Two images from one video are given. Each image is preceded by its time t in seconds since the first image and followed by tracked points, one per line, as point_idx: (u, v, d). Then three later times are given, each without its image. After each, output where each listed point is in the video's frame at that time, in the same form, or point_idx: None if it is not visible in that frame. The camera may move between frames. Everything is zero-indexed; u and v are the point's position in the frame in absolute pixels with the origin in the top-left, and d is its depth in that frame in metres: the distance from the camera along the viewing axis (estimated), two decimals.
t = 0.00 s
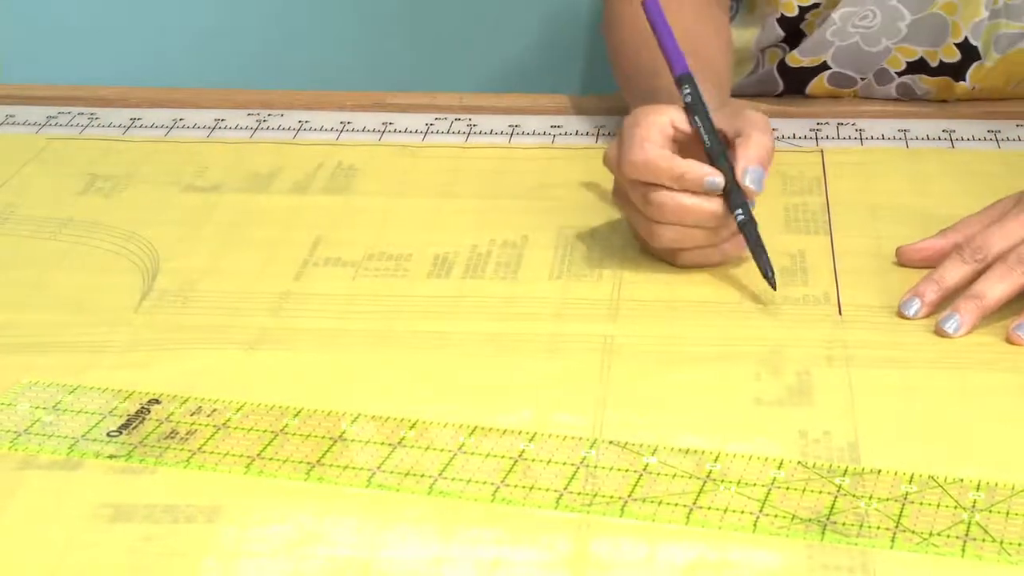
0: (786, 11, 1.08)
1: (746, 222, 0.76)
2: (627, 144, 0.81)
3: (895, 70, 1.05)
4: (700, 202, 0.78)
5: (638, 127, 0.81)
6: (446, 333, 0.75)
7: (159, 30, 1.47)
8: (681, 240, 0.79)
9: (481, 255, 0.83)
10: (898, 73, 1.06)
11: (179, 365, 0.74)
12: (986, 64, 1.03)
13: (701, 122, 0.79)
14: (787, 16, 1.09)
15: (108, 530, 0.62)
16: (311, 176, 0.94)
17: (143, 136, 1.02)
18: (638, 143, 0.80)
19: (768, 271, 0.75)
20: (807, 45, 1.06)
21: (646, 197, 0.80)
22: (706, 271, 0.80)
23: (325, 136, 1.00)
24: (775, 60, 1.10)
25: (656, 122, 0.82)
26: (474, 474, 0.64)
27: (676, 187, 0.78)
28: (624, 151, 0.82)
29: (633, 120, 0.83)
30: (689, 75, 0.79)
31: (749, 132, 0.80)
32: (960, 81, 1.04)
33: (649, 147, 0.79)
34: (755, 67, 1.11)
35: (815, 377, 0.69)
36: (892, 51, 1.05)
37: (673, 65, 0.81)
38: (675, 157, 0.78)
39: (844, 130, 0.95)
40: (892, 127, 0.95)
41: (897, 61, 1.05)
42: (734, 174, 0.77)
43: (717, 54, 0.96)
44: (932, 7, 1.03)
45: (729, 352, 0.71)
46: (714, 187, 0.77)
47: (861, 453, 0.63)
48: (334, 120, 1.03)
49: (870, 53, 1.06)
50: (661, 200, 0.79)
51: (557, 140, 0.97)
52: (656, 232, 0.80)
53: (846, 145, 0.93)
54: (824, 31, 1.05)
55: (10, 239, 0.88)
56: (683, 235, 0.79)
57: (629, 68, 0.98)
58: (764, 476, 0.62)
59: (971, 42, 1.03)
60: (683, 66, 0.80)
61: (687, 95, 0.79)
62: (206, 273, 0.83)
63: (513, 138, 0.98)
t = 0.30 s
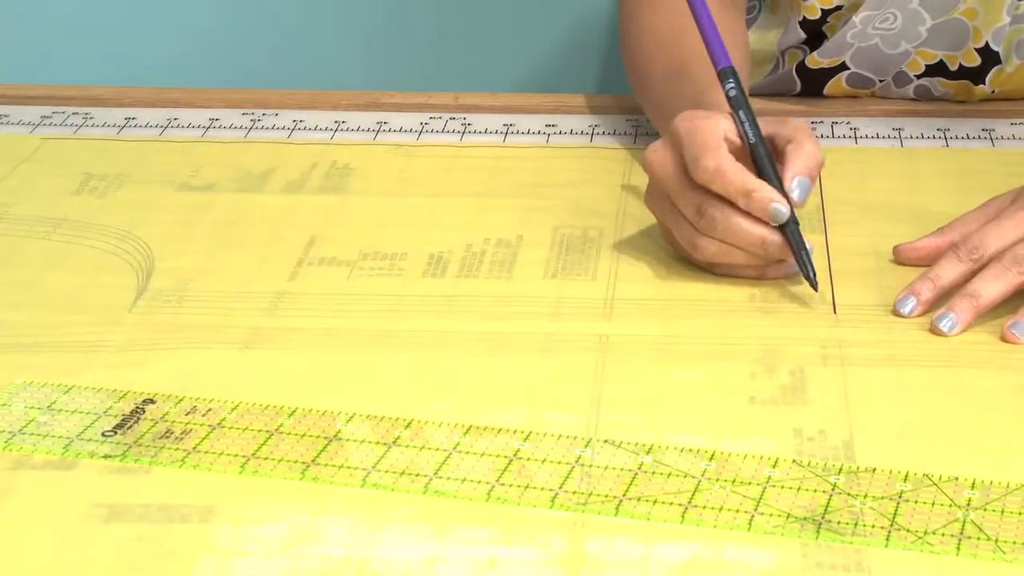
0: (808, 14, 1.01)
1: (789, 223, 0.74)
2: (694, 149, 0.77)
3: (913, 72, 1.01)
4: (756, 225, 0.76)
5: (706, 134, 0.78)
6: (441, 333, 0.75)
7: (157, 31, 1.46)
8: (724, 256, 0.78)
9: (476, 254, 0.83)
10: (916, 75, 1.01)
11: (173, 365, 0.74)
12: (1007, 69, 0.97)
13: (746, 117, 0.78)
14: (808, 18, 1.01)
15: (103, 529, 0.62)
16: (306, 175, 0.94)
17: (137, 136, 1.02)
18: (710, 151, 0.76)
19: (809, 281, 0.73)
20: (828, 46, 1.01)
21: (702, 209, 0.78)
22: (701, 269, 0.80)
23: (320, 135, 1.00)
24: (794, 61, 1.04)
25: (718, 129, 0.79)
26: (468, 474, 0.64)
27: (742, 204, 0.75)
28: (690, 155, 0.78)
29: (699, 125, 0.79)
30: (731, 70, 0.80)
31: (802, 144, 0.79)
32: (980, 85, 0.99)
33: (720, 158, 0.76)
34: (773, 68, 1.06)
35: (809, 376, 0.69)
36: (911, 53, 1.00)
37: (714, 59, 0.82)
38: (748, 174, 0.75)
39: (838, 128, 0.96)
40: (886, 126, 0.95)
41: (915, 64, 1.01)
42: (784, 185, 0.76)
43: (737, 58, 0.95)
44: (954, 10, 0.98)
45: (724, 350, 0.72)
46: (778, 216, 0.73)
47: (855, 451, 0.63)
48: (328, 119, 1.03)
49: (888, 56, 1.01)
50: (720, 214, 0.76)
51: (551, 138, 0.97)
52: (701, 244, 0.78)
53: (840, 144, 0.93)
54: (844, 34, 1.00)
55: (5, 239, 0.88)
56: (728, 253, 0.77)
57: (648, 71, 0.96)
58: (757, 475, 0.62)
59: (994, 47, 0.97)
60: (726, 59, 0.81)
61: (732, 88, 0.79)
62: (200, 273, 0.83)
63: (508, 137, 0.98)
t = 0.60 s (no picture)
0: (814, 16, 1.00)
1: (799, 230, 0.74)
2: (692, 159, 0.77)
3: (915, 73, 1.01)
4: (767, 227, 0.75)
5: (702, 143, 0.78)
6: (440, 333, 0.75)
7: (158, 32, 1.46)
8: (736, 259, 0.77)
9: (474, 254, 0.83)
10: (918, 76, 1.01)
11: (171, 365, 0.74)
12: (1010, 73, 0.97)
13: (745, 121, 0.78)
14: (814, 20, 1.01)
15: (100, 529, 0.62)
16: (305, 175, 0.94)
17: (135, 136, 1.02)
18: (705, 161, 0.76)
19: (824, 288, 0.73)
20: (832, 47, 1.00)
21: (711, 214, 0.77)
22: (699, 268, 0.80)
23: (318, 135, 1.00)
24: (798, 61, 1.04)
25: (715, 137, 0.79)
26: (465, 474, 0.64)
27: (742, 212, 0.75)
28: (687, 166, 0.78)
29: (697, 133, 0.79)
30: (728, 73, 0.80)
31: (808, 152, 0.78)
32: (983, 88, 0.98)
33: (716, 167, 0.76)
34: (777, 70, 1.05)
35: (807, 376, 0.69)
36: (915, 55, 1.00)
37: (712, 61, 0.82)
38: (743, 180, 0.75)
39: (837, 128, 0.95)
40: (884, 125, 0.95)
41: (918, 65, 1.00)
42: (791, 193, 0.75)
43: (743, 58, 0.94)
44: (959, 13, 0.97)
45: (722, 350, 0.72)
46: (780, 217, 0.74)
47: (854, 452, 0.63)
48: (326, 119, 1.03)
49: (891, 57, 1.00)
50: (729, 219, 0.76)
51: (549, 139, 0.97)
52: (711, 249, 0.78)
53: (839, 144, 0.93)
54: (848, 36, 0.99)
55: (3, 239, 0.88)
56: (740, 255, 0.77)
57: (653, 72, 0.96)
58: (755, 474, 0.62)
59: (998, 51, 0.97)
60: (723, 58, 0.81)
61: (728, 92, 0.79)
62: (199, 274, 0.82)
63: (506, 137, 0.98)
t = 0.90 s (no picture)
0: (815, 20, 1.00)
1: (762, 231, 0.74)
2: (656, 160, 0.79)
3: (917, 76, 1.01)
4: (729, 228, 0.76)
5: (667, 145, 0.79)
6: (440, 333, 0.75)
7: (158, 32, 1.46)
8: (701, 260, 0.78)
9: (474, 254, 0.83)
10: (920, 78, 1.01)
11: (170, 366, 0.74)
12: (1013, 75, 0.96)
13: (716, 123, 0.80)
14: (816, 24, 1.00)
15: (100, 529, 0.62)
16: (304, 175, 0.94)
17: (135, 136, 1.02)
18: (667, 163, 0.77)
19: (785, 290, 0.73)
20: (834, 50, 1.00)
21: (673, 215, 0.78)
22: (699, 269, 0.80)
23: (317, 136, 1.00)
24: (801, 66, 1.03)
25: (681, 138, 0.80)
26: (466, 474, 0.64)
27: (703, 212, 0.76)
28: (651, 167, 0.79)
29: (664, 135, 0.80)
30: (704, 73, 0.84)
31: (776, 155, 0.78)
32: (985, 90, 0.98)
33: (676, 169, 0.77)
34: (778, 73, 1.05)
35: (807, 377, 0.69)
36: (916, 59, 1.00)
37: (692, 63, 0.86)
38: (704, 180, 0.76)
39: (836, 129, 0.95)
40: (883, 126, 0.95)
41: (919, 67, 1.00)
42: (755, 195, 0.75)
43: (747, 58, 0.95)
44: (960, 17, 0.97)
45: (721, 350, 0.72)
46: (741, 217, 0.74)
47: (853, 452, 0.63)
48: (326, 120, 1.03)
49: (892, 61, 1.00)
50: (692, 220, 0.76)
51: (548, 139, 0.97)
52: (676, 250, 0.78)
53: (838, 145, 0.93)
54: (849, 40, 0.99)
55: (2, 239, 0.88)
56: (705, 256, 0.77)
57: (655, 71, 0.96)
58: (755, 474, 0.62)
59: (1000, 54, 0.96)
60: (700, 61, 0.85)
61: (702, 93, 0.82)
62: (198, 274, 0.82)
63: (506, 137, 0.98)
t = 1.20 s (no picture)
0: (810, 22, 1.01)
1: (798, 237, 0.74)
2: (691, 163, 0.77)
3: (916, 81, 1.00)
4: (766, 232, 0.75)
5: (701, 148, 0.78)
6: (440, 333, 0.75)
7: (158, 32, 1.46)
8: (731, 262, 0.77)
9: (474, 254, 0.83)
10: (918, 83, 1.00)
11: (170, 366, 0.74)
12: (1008, 76, 0.96)
13: (750, 131, 0.78)
14: (811, 27, 1.01)
15: (99, 529, 0.62)
16: (304, 175, 0.94)
17: (135, 136, 1.02)
18: (706, 166, 0.76)
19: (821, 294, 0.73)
20: (831, 57, 1.00)
21: (708, 218, 0.77)
22: (700, 269, 0.80)
23: (317, 136, 1.00)
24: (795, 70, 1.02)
25: (714, 142, 0.79)
26: (465, 474, 0.64)
27: (740, 216, 0.75)
28: (686, 170, 0.78)
29: (696, 137, 0.79)
30: (737, 83, 0.79)
31: (810, 162, 0.78)
32: (983, 91, 0.98)
33: (716, 173, 0.76)
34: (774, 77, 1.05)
35: (807, 378, 0.69)
36: (912, 62, 0.99)
37: (722, 71, 0.81)
38: (743, 184, 0.75)
39: (836, 130, 0.95)
40: (883, 127, 0.95)
41: (917, 72, 0.99)
42: (792, 203, 0.75)
43: (744, 60, 0.94)
44: (955, 21, 0.96)
45: (721, 351, 0.72)
46: (779, 221, 0.74)
47: (854, 453, 0.63)
48: (326, 120, 1.03)
49: (890, 64, 0.99)
50: (727, 223, 0.76)
51: (548, 140, 0.97)
52: (707, 252, 0.78)
53: (838, 145, 0.93)
54: (846, 45, 0.99)
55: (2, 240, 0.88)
56: (736, 259, 0.77)
57: (650, 75, 0.96)
58: (755, 474, 0.62)
59: (996, 56, 0.96)
60: (733, 70, 0.80)
61: (736, 102, 0.79)
62: (198, 274, 0.82)
63: (506, 138, 0.98)
